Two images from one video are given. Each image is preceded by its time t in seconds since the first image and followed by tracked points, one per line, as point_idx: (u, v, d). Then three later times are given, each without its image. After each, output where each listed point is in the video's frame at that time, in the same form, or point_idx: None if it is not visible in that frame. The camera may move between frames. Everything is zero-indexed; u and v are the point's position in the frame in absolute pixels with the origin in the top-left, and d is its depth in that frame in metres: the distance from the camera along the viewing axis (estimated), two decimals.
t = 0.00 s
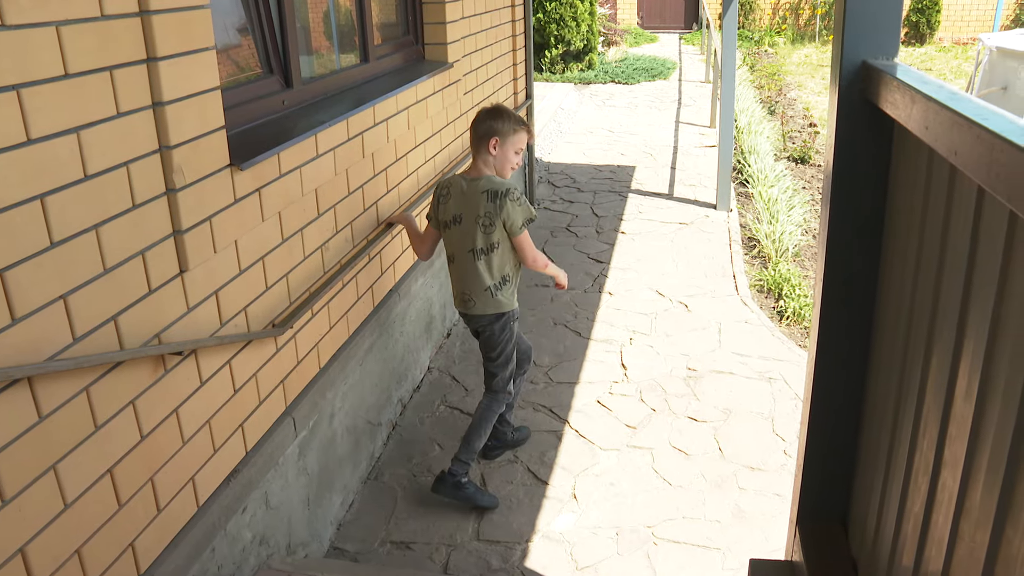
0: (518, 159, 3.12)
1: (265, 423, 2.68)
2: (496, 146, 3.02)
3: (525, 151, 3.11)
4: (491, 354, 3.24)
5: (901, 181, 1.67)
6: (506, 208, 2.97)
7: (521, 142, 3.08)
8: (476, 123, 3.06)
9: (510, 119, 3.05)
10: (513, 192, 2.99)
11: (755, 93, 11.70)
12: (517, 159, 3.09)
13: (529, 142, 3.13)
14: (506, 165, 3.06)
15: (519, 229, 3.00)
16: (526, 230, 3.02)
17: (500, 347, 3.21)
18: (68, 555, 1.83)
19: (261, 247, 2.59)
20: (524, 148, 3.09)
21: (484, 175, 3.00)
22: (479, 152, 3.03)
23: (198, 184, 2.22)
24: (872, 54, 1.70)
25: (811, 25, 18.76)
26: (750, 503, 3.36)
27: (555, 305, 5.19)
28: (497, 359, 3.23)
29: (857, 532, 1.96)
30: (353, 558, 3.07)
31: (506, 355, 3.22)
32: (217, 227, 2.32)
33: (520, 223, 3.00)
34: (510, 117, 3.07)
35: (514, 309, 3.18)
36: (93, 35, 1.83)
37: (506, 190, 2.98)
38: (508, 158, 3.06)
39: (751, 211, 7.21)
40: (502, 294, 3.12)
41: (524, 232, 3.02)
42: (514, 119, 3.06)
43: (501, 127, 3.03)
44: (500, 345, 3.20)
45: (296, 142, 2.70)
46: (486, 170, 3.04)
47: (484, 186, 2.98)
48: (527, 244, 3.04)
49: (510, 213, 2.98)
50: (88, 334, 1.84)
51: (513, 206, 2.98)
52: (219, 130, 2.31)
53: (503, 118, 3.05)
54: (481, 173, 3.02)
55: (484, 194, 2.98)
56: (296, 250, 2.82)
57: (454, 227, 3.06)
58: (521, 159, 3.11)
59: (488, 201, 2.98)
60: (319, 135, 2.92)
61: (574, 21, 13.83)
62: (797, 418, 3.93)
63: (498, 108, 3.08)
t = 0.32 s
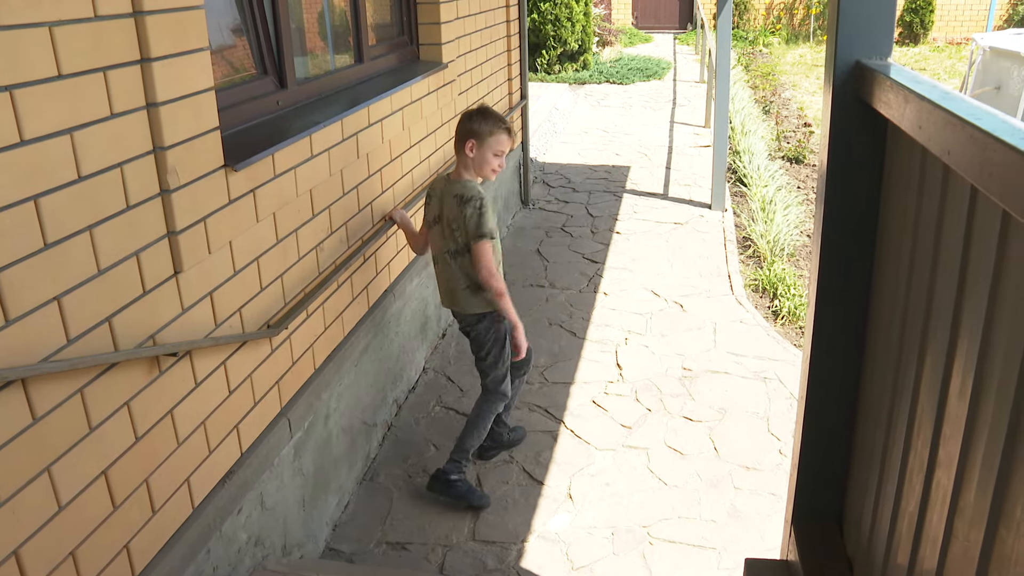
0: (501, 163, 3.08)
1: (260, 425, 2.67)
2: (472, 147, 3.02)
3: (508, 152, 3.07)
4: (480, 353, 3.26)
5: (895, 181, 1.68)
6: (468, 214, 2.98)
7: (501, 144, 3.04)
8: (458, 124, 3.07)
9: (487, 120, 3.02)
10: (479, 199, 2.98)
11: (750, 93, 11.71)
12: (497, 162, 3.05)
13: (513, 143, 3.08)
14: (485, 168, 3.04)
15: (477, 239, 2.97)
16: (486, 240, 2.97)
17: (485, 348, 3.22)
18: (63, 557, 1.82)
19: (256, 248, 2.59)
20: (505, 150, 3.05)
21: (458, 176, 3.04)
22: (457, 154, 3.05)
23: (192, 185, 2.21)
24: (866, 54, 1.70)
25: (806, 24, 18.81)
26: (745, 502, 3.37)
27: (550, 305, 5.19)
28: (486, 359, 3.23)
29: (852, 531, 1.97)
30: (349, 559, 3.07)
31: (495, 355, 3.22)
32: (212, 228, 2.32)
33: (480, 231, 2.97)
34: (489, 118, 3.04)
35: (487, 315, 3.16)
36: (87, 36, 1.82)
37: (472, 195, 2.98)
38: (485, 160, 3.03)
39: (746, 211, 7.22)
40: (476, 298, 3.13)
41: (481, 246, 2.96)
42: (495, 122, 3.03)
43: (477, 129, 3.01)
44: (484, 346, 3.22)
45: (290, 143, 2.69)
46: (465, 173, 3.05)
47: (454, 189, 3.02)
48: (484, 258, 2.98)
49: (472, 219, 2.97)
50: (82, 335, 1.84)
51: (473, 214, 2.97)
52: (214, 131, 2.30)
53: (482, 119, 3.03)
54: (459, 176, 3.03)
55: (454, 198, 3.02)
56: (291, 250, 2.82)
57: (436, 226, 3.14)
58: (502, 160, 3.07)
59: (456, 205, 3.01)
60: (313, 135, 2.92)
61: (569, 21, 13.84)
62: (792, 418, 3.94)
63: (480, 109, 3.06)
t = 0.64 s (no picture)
0: (494, 174, 3.08)
1: (256, 425, 2.67)
2: (462, 156, 3.03)
3: (500, 162, 3.07)
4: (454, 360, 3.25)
5: (891, 181, 1.68)
6: (437, 221, 2.98)
7: (493, 154, 3.04)
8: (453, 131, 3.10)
9: (480, 130, 3.02)
10: (452, 208, 2.98)
11: (746, 93, 11.73)
12: (489, 172, 3.05)
13: (507, 153, 3.08)
14: (477, 176, 3.05)
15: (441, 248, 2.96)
16: (448, 252, 2.95)
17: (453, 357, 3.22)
18: (59, 559, 1.82)
19: (252, 248, 2.58)
20: (497, 160, 3.06)
21: (440, 181, 3.06)
22: (450, 161, 3.08)
23: (188, 186, 2.21)
24: (861, 54, 1.71)
25: (802, 24, 18.83)
26: (742, 502, 3.37)
27: (547, 305, 5.20)
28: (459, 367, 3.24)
29: (849, 530, 1.97)
30: (346, 559, 3.07)
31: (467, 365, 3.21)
32: (208, 229, 2.32)
33: (444, 242, 2.96)
34: (483, 128, 3.03)
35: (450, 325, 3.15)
36: (82, 36, 1.82)
37: (446, 204, 2.99)
38: (475, 169, 3.05)
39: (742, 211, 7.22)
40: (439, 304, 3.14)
41: (443, 255, 2.95)
42: (488, 132, 3.03)
43: (469, 137, 3.02)
44: (452, 355, 3.21)
45: (286, 143, 2.69)
46: (453, 180, 3.07)
47: (434, 194, 3.03)
48: (446, 268, 2.96)
49: (440, 227, 2.97)
50: (78, 336, 1.83)
51: (444, 222, 2.97)
52: (209, 131, 2.30)
53: (475, 128, 3.03)
54: (445, 183, 3.05)
55: (431, 202, 3.03)
56: (287, 251, 2.82)
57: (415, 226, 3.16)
58: (494, 170, 3.07)
59: (430, 209, 3.02)
60: (309, 135, 2.92)
61: (565, 21, 13.84)
62: (789, 417, 3.94)
63: (476, 117, 3.06)
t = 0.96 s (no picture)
0: (491, 192, 3.08)
1: (255, 425, 2.67)
2: (462, 169, 3.04)
3: (499, 181, 3.08)
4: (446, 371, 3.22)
5: (889, 180, 1.68)
6: (424, 224, 2.97)
7: (493, 172, 3.05)
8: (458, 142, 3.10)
9: (483, 146, 3.02)
10: (442, 212, 2.97)
11: (744, 93, 11.75)
12: (486, 190, 3.06)
13: (507, 173, 3.09)
14: (473, 192, 3.07)
15: (428, 251, 2.94)
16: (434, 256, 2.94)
17: (446, 370, 3.19)
18: (56, 559, 1.82)
19: (250, 249, 2.58)
20: (496, 178, 3.06)
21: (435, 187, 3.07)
22: (450, 171, 3.09)
23: (186, 186, 2.21)
24: (859, 54, 1.71)
25: (800, 24, 18.87)
26: (740, 502, 3.37)
27: (545, 305, 5.20)
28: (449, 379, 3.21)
29: (847, 530, 1.97)
30: (344, 560, 3.07)
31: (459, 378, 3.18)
32: (206, 229, 2.32)
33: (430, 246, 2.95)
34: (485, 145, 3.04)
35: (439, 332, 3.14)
36: (80, 36, 1.82)
37: (435, 207, 2.99)
38: (474, 184, 3.05)
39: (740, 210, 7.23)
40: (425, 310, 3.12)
41: (430, 259, 2.94)
42: (492, 150, 3.03)
43: (471, 152, 3.03)
44: (444, 365, 3.18)
45: (284, 143, 2.69)
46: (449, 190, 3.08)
47: (426, 197, 3.04)
48: (435, 273, 2.94)
49: (426, 231, 2.96)
50: (76, 337, 1.83)
51: (431, 225, 2.96)
52: (207, 131, 2.30)
53: (478, 143, 3.03)
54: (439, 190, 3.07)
55: (421, 205, 3.03)
56: (285, 251, 2.82)
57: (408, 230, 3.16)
58: (492, 188, 3.07)
59: (419, 213, 3.02)
60: (307, 136, 2.92)
61: (563, 21, 13.84)
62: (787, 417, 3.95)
63: (481, 132, 3.07)
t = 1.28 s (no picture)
0: (498, 187, 3.06)
1: (252, 425, 2.66)
2: (467, 167, 3.05)
3: (507, 177, 3.05)
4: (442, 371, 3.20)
5: (885, 181, 1.69)
6: (437, 223, 2.96)
7: (498, 167, 3.03)
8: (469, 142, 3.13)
9: (487, 143, 3.02)
10: (455, 213, 2.97)
11: (742, 93, 11.76)
12: (492, 185, 3.04)
13: (515, 170, 3.07)
14: (480, 189, 3.05)
15: (440, 251, 2.95)
16: (446, 256, 2.94)
17: (444, 371, 3.17)
18: (53, 560, 1.81)
19: (247, 249, 2.58)
20: (502, 174, 3.04)
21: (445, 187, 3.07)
22: (460, 171, 3.10)
23: (183, 186, 2.21)
24: (856, 54, 1.71)
25: (797, 24, 18.89)
26: (738, 502, 3.37)
27: (542, 305, 5.20)
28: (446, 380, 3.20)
29: (845, 530, 1.98)
30: (342, 561, 3.07)
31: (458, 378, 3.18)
32: (203, 229, 2.31)
33: (442, 246, 2.95)
34: (490, 142, 3.03)
35: (439, 331, 3.11)
36: (76, 36, 1.81)
37: (448, 207, 2.97)
38: (480, 180, 3.04)
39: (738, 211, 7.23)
40: (425, 309, 3.10)
41: (441, 260, 2.94)
42: (495, 145, 3.02)
43: (475, 149, 3.04)
44: (440, 365, 3.16)
45: (281, 144, 2.69)
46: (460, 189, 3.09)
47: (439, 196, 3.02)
48: (445, 273, 2.95)
49: (438, 230, 2.95)
50: (73, 337, 1.83)
51: (443, 225, 2.95)
52: (204, 132, 2.30)
53: (483, 141, 3.04)
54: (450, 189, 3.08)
55: (434, 204, 3.01)
56: (282, 251, 2.82)
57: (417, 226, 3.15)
58: (499, 184, 3.05)
59: (432, 211, 3.00)
60: (304, 136, 2.92)
61: (560, 22, 13.84)
62: (785, 417, 3.95)
63: (488, 131, 3.08)
